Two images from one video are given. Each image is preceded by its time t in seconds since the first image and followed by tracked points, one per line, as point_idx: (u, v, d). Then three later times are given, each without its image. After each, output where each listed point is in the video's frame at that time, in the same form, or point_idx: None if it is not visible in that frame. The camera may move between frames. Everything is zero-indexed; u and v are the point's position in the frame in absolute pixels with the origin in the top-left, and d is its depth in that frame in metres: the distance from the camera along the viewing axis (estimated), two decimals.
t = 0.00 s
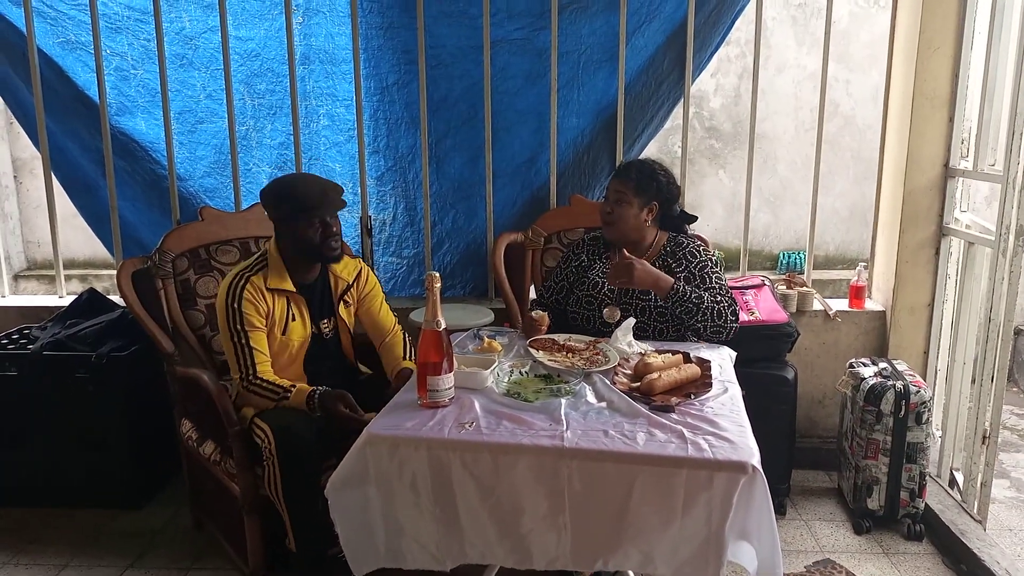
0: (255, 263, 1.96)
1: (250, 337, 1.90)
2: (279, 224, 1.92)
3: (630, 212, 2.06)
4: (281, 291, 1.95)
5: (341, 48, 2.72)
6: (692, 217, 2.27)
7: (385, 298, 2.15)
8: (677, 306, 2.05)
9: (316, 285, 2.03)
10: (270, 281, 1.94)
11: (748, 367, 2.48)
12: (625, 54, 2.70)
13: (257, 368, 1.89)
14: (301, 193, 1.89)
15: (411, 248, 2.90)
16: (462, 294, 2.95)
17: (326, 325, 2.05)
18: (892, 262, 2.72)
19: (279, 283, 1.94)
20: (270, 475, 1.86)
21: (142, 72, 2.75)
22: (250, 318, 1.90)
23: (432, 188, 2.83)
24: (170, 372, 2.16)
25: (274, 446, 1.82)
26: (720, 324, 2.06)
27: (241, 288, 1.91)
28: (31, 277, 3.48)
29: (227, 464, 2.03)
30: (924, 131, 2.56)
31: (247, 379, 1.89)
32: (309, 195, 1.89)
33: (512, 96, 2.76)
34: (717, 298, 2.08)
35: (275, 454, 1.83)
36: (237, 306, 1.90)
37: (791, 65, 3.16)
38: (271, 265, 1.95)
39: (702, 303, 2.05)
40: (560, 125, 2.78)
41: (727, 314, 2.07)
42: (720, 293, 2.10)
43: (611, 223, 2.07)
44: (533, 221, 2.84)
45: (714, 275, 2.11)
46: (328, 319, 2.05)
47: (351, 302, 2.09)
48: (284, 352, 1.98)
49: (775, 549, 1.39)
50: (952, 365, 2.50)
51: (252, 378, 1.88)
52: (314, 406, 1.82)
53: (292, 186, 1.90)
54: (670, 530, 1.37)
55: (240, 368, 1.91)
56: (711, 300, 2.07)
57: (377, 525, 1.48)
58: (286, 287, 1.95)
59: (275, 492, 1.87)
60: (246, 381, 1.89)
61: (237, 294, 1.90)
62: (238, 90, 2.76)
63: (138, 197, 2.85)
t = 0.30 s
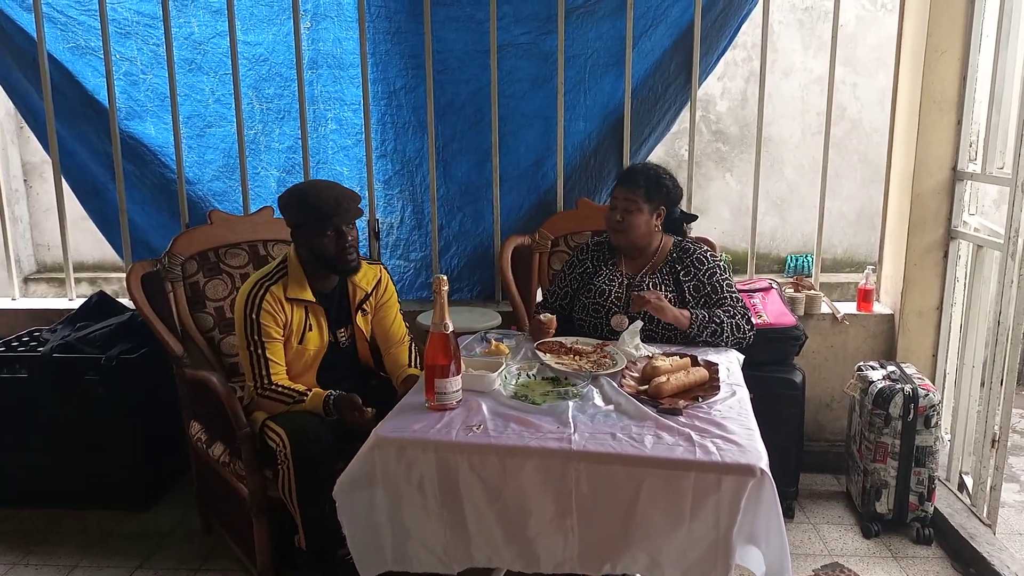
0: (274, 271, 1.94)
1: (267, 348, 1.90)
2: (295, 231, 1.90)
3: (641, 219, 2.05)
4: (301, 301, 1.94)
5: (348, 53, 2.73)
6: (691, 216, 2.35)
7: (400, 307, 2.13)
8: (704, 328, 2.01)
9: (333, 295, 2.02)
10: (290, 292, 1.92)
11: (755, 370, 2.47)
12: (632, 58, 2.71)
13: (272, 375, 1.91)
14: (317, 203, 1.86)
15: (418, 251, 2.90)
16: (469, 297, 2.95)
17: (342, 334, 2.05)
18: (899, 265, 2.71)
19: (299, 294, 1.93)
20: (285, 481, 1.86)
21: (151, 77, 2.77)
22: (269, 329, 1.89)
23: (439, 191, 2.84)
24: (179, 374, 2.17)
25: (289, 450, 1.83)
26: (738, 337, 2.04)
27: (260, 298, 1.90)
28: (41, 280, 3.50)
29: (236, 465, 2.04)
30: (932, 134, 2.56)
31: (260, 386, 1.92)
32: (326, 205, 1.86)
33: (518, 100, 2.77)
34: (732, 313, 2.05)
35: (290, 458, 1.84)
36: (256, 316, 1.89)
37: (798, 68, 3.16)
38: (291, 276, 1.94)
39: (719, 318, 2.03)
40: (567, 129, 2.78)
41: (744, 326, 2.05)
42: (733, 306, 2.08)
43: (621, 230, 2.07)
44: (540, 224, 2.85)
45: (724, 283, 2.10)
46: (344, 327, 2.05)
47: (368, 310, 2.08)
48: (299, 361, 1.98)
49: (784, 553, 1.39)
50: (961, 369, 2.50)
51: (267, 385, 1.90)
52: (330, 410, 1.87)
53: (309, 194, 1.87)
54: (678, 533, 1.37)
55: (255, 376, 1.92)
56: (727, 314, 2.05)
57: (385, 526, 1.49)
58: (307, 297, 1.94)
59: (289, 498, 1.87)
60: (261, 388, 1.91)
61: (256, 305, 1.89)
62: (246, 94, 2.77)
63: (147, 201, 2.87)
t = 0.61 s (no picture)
0: (289, 274, 1.93)
1: (277, 350, 1.90)
2: (317, 233, 1.90)
3: (645, 223, 2.06)
4: (314, 305, 1.94)
5: (355, 53, 2.74)
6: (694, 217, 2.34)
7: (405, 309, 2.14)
8: (715, 344, 1.97)
9: (344, 297, 2.03)
10: (304, 295, 1.92)
11: (758, 373, 2.47)
12: (637, 61, 2.71)
13: (280, 376, 1.91)
14: (344, 205, 1.86)
15: (422, 252, 2.91)
16: (472, 298, 2.96)
17: (350, 335, 2.06)
18: (903, 270, 2.71)
19: (313, 297, 1.93)
20: (293, 478, 1.86)
21: (157, 75, 2.78)
22: (281, 332, 1.89)
23: (443, 192, 2.84)
24: (182, 372, 2.18)
25: (299, 447, 1.83)
26: (744, 349, 2.02)
27: (274, 301, 1.89)
28: (45, 277, 3.51)
29: (237, 464, 2.04)
30: (937, 139, 2.55)
31: (267, 386, 1.92)
32: (353, 207, 1.86)
33: (523, 101, 2.77)
34: (737, 325, 2.03)
35: (299, 454, 1.83)
36: (269, 319, 1.88)
37: (804, 72, 3.15)
38: (305, 278, 1.93)
39: (725, 332, 2.00)
40: (572, 131, 2.78)
41: (748, 337, 2.02)
42: (738, 315, 2.07)
43: (625, 234, 2.07)
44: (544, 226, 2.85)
45: (727, 289, 2.10)
46: (353, 329, 2.06)
47: (377, 311, 2.09)
48: (307, 363, 1.98)
49: (785, 557, 1.39)
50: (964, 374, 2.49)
51: (273, 384, 1.91)
52: (338, 409, 1.88)
53: (335, 197, 1.87)
54: (679, 535, 1.37)
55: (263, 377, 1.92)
56: (732, 326, 2.02)
57: (386, 526, 1.49)
58: (320, 301, 1.94)
59: (296, 495, 1.87)
60: (267, 388, 1.91)
61: (269, 307, 1.88)
62: (253, 93, 2.78)
63: (153, 199, 2.88)
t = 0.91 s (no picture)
0: (290, 267, 1.93)
1: (284, 337, 1.87)
2: (324, 229, 1.86)
3: (643, 222, 2.05)
4: (313, 300, 1.93)
5: (354, 52, 2.74)
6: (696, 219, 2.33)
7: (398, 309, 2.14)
8: (714, 345, 1.97)
9: (343, 295, 2.01)
10: (303, 290, 1.91)
11: (757, 373, 2.47)
12: (636, 61, 2.71)
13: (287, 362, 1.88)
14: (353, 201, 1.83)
15: (420, 251, 2.91)
16: (470, 297, 2.96)
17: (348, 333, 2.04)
18: (902, 270, 2.71)
19: (311, 293, 1.93)
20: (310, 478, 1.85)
21: (156, 74, 2.78)
22: (285, 320, 1.87)
23: (442, 191, 2.84)
24: (181, 371, 2.17)
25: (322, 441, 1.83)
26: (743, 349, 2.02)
27: (275, 293, 1.88)
28: (42, 276, 3.50)
29: (236, 463, 2.04)
30: (936, 139, 2.56)
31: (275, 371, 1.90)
32: (363, 203, 1.83)
33: (522, 100, 2.77)
34: (736, 325, 2.03)
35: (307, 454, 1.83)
36: (272, 308, 1.87)
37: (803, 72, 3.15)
38: (305, 272, 1.93)
39: (724, 332, 2.00)
40: (570, 130, 2.78)
41: (747, 337, 2.02)
42: (737, 315, 2.07)
43: (623, 234, 2.07)
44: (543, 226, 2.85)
45: (725, 289, 2.09)
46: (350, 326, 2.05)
47: (373, 310, 2.08)
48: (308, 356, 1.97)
49: (783, 556, 1.39)
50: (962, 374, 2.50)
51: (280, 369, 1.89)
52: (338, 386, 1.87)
53: (344, 193, 1.84)
54: (678, 535, 1.37)
55: (269, 362, 1.90)
56: (731, 327, 2.02)
57: (385, 525, 1.49)
58: (318, 296, 1.94)
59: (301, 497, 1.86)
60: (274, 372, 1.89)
61: (271, 298, 1.87)
62: (252, 92, 2.78)
63: (151, 198, 2.87)
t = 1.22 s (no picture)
0: (290, 268, 1.94)
1: (276, 338, 1.87)
2: (326, 230, 1.85)
3: (644, 223, 2.05)
4: (311, 302, 1.93)
5: (355, 53, 2.74)
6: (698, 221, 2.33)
7: (400, 311, 2.14)
8: (715, 347, 1.97)
9: (342, 296, 2.02)
10: (301, 291, 1.91)
11: (758, 375, 2.47)
12: (637, 62, 2.71)
13: (276, 363, 1.86)
14: (359, 207, 1.82)
15: (421, 252, 2.91)
16: (471, 299, 2.95)
17: (346, 335, 2.03)
18: (903, 272, 2.71)
19: (310, 294, 1.92)
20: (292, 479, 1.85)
21: (157, 74, 2.78)
22: (278, 321, 1.87)
23: (443, 192, 2.84)
24: (181, 372, 2.17)
25: (298, 444, 1.83)
26: (745, 351, 2.01)
27: (272, 292, 1.88)
28: (43, 277, 3.50)
29: (236, 464, 2.04)
30: (937, 140, 2.55)
31: (263, 373, 1.87)
32: (369, 211, 1.82)
33: (523, 101, 2.77)
34: (738, 327, 2.03)
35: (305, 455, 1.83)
36: (267, 308, 1.87)
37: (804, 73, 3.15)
38: (304, 275, 1.93)
39: (725, 333, 2.00)
40: (571, 131, 2.78)
41: (748, 339, 2.02)
42: (738, 317, 2.06)
43: (624, 234, 2.07)
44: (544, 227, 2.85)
45: (726, 291, 2.09)
46: (349, 327, 2.04)
47: (374, 312, 2.08)
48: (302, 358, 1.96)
49: (784, 558, 1.39)
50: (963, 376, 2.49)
51: (270, 370, 1.86)
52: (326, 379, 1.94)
53: (349, 198, 1.83)
54: (679, 538, 1.36)
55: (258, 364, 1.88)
56: (732, 328, 2.02)
57: (385, 527, 1.49)
58: (317, 299, 1.93)
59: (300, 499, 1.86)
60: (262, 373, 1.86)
61: (267, 297, 1.88)
62: (252, 93, 2.78)
63: (151, 198, 2.87)
